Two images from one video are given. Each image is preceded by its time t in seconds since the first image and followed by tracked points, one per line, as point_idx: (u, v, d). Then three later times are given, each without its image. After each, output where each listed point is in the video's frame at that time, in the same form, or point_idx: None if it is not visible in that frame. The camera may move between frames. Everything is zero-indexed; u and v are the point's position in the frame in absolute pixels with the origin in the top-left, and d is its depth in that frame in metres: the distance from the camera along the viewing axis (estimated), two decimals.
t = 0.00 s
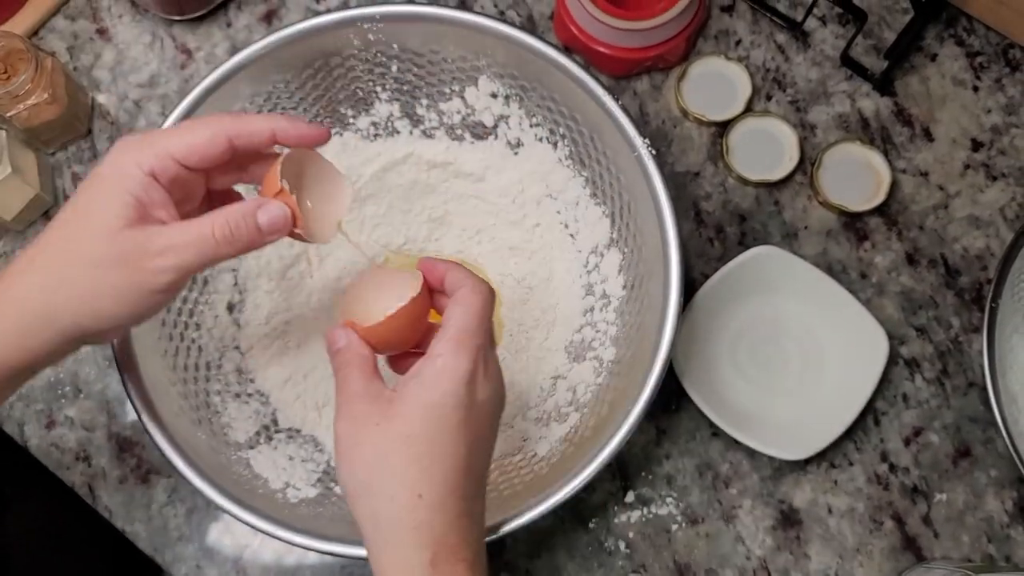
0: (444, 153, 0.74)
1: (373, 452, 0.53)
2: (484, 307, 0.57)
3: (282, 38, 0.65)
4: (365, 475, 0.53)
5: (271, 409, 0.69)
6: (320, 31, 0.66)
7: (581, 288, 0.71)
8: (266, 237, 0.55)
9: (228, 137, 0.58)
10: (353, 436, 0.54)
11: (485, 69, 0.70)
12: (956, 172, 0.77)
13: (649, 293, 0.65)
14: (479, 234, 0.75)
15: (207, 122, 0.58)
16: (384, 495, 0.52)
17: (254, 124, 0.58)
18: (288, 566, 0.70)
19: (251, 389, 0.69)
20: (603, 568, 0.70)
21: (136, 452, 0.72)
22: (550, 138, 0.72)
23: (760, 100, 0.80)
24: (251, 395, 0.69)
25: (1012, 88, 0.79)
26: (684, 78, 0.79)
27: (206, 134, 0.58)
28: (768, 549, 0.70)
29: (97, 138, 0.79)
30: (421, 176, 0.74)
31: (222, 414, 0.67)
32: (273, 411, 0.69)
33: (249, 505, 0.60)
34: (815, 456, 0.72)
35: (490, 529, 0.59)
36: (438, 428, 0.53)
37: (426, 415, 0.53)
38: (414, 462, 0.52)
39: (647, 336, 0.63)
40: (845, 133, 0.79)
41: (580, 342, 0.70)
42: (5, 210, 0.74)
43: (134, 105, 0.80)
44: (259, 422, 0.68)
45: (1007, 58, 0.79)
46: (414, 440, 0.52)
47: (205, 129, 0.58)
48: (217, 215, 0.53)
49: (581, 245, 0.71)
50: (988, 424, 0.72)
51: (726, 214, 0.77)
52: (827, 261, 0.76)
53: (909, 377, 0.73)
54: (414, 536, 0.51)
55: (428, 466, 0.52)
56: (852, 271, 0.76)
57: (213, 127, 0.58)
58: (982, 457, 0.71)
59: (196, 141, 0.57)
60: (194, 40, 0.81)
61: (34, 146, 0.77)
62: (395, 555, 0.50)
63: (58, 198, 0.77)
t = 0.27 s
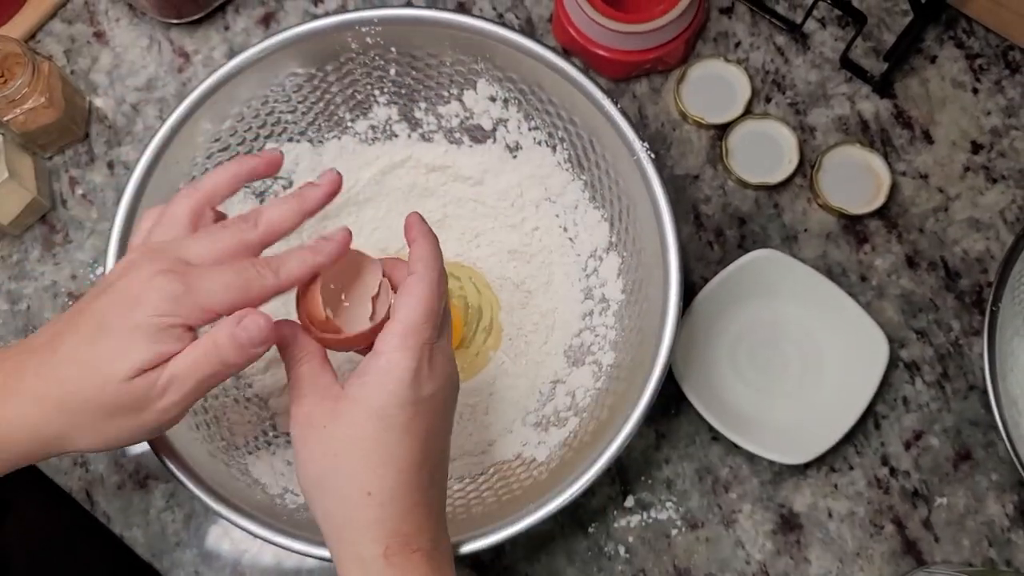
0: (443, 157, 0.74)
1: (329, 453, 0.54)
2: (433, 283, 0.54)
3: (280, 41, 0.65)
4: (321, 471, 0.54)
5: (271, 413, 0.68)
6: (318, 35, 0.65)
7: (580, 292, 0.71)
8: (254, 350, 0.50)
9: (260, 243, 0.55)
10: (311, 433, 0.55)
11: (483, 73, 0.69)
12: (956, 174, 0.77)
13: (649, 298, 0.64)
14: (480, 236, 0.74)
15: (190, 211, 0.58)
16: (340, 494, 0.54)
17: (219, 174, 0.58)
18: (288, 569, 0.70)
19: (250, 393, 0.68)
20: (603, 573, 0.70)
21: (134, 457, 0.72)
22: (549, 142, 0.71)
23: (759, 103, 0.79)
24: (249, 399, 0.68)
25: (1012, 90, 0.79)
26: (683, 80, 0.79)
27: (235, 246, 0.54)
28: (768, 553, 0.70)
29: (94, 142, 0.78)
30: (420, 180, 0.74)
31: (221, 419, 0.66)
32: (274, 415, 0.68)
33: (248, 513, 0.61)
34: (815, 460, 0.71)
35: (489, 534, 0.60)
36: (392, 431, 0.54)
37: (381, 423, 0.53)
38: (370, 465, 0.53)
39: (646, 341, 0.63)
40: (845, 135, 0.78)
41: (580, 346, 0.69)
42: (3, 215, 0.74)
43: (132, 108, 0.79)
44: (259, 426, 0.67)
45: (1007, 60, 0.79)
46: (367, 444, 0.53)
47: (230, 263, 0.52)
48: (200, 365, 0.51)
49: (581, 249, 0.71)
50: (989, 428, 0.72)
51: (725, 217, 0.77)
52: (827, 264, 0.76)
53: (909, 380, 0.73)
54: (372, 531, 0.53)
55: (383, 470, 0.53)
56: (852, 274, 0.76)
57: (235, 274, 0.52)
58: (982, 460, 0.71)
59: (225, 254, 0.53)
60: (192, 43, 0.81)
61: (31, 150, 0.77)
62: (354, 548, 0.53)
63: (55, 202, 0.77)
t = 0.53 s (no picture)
0: (443, 162, 0.74)
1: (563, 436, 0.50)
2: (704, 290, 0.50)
3: (281, 46, 0.65)
4: (568, 464, 0.49)
5: (271, 419, 0.69)
6: (318, 40, 0.65)
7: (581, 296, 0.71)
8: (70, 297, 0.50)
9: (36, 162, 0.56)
10: (557, 406, 0.51)
11: (484, 77, 0.69)
12: (956, 177, 0.77)
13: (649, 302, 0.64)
14: (479, 240, 0.75)
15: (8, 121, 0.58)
16: (570, 478, 0.49)
17: (49, 131, 0.56)
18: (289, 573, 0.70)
19: (250, 399, 0.69)
20: None
21: (134, 463, 0.72)
22: (549, 147, 0.71)
23: (759, 106, 0.79)
24: (248, 405, 0.69)
25: (1012, 93, 0.78)
26: (683, 84, 0.79)
27: None
28: (769, 558, 0.70)
29: (94, 147, 0.78)
30: (419, 185, 0.75)
31: (220, 424, 0.67)
32: (273, 421, 0.69)
33: (248, 518, 0.60)
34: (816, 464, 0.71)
35: (491, 539, 0.59)
36: (644, 426, 0.49)
37: (665, 425, 0.49)
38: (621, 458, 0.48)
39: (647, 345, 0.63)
40: (845, 138, 0.78)
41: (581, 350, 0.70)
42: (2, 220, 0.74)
43: (131, 113, 0.79)
44: (258, 431, 0.68)
45: (1007, 63, 0.79)
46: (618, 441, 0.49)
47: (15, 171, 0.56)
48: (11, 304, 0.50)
49: (581, 253, 0.71)
50: (990, 431, 0.72)
51: (725, 220, 0.77)
52: (827, 268, 0.76)
53: (910, 384, 0.73)
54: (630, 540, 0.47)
55: (631, 469, 0.48)
56: (852, 277, 0.76)
57: None
58: (984, 464, 0.71)
59: None
60: (191, 48, 0.80)
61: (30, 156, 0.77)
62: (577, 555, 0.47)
63: (54, 207, 0.77)
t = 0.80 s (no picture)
0: (443, 166, 0.74)
1: (694, 433, 0.60)
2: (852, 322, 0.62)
3: (281, 50, 0.65)
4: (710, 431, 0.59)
5: (272, 424, 0.69)
6: (318, 45, 0.65)
7: (582, 300, 0.71)
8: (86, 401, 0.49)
9: (59, 255, 0.53)
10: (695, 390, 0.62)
11: (484, 82, 0.69)
12: (956, 180, 0.77)
13: (650, 306, 0.64)
14: (478, 243, 0.76)
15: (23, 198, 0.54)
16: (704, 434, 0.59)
17: (75, 225, 0.53)
18: None
19: (250, 404, 0.69)
20: None
21: (135, 468, 0.72)
22: (550, 151, 0.71)
23: (759, 110, 0.79)
24: (248, 409, 0.69)
25: (1012, 95, 0.78)
26: (683, 87, 0.79)
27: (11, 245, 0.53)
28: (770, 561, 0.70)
29: (94, 151, 0.78)
30: (419, 189, 0.75)
31: (221, 430, 0.66)
32: (274, 426, 0.69)
33: (249, 523, 0.60)
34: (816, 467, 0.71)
35: (493, 544, 0.59)
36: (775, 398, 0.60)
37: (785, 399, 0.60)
38: (741, 445, 0.58)
39: (648, 349, 0.63)
40: (845, 141, 0.78)
41: (581, 354, 0.70)
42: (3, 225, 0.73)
43: (132, 118, 0.79)
44: (258, 435, 0.68)
45: (1007, 65, 0.79)
46: (744, 427, 0.59)
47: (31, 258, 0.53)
48: (39, 397, 0.49)
49: (582, 257, 0.71)
50: (991, 434, 0.72)
51: (725, 224, 0.77)
52: (827, 271, 0.76)
53: (911, 387, 0.73)
54: (699, 484, 0.58)
55: (751, 447, 0.59)
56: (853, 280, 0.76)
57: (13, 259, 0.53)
58: (985, 467, 0.71)
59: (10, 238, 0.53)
60: (192, 52, 0.81)
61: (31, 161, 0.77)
62: (683, 496, 0.58)
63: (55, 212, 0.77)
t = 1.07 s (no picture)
0: (444, 167, 0.74)
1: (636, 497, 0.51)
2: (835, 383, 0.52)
3: (281, 51, 0.64)
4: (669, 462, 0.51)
5: (272, 427, 0.69)
6: (318, 46, 0.65)
7: (584, 302, 0.70)
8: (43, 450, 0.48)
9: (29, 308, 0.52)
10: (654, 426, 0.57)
11: (485, 82, 0.69)
12: (958, 180, 0.77)
13: (651, 307, 0.64)
14: (479, 245, 0.75)
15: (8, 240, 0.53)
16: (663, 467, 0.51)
17: (55, 278, 0.52)
18: None
19: (250, 406, 0.69)
20: None
21: (136, 471, 0.71)
22: (550, 152, 0.71)
23: (760, 110, 0.79)
24: (249, 412, 0.69)
25: (1015, 95, 0.78)
26: (684, 88, 0.78)
27: None
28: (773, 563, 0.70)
29: (94, 153, 0.78)
30: (420, 190, 0.74)
31: (221, 433, 0.66)
32: (274, 429, 0.69)
33: (250, 526, 0.60)
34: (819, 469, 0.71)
35: (496, 546, 0.58)
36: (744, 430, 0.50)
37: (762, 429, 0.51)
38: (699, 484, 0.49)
39: (651, 351, 0.62)
40: (846, 142, 0.78)
41: (582, 357, 0.69)
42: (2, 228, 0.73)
43: (131, 119, 0.79)
44: (259, 439, 0.68)
45: (1009, 65, 0.79)
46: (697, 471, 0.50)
47: None
48: None
49: (583, 259, 0.71)
50: (994, 435, 0.72)
51: (727, 224, 0.77)
52: (829, 272, 0.76)
53: (913, 388, 0.73)
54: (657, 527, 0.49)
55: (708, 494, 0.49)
56: (855, 281, 0.75)
57: None
58: (987, 468, 0.71)
59: None
60: (191, 53, 0.80)
61: (30, 162, 0.76)
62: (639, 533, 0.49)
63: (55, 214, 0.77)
